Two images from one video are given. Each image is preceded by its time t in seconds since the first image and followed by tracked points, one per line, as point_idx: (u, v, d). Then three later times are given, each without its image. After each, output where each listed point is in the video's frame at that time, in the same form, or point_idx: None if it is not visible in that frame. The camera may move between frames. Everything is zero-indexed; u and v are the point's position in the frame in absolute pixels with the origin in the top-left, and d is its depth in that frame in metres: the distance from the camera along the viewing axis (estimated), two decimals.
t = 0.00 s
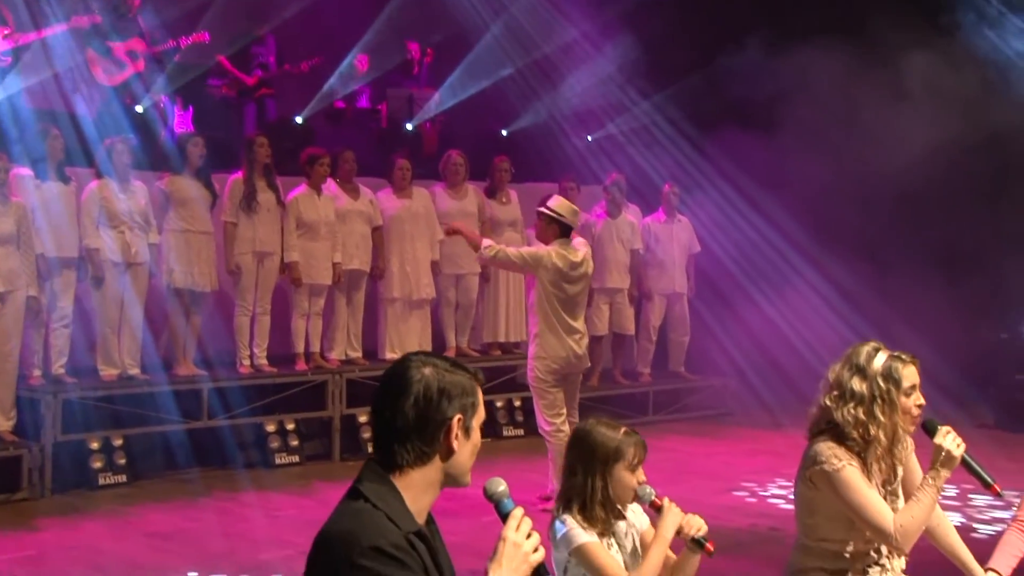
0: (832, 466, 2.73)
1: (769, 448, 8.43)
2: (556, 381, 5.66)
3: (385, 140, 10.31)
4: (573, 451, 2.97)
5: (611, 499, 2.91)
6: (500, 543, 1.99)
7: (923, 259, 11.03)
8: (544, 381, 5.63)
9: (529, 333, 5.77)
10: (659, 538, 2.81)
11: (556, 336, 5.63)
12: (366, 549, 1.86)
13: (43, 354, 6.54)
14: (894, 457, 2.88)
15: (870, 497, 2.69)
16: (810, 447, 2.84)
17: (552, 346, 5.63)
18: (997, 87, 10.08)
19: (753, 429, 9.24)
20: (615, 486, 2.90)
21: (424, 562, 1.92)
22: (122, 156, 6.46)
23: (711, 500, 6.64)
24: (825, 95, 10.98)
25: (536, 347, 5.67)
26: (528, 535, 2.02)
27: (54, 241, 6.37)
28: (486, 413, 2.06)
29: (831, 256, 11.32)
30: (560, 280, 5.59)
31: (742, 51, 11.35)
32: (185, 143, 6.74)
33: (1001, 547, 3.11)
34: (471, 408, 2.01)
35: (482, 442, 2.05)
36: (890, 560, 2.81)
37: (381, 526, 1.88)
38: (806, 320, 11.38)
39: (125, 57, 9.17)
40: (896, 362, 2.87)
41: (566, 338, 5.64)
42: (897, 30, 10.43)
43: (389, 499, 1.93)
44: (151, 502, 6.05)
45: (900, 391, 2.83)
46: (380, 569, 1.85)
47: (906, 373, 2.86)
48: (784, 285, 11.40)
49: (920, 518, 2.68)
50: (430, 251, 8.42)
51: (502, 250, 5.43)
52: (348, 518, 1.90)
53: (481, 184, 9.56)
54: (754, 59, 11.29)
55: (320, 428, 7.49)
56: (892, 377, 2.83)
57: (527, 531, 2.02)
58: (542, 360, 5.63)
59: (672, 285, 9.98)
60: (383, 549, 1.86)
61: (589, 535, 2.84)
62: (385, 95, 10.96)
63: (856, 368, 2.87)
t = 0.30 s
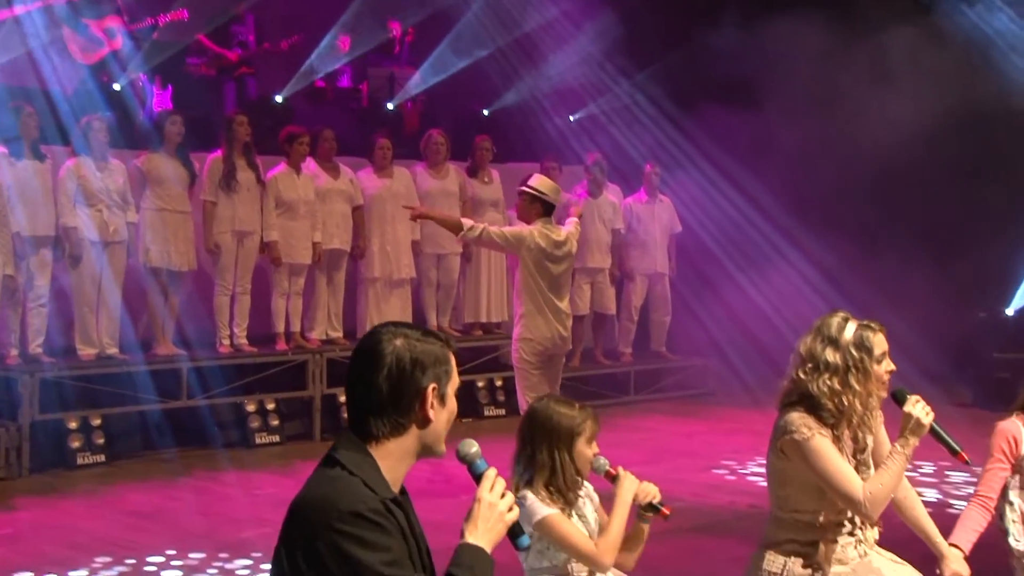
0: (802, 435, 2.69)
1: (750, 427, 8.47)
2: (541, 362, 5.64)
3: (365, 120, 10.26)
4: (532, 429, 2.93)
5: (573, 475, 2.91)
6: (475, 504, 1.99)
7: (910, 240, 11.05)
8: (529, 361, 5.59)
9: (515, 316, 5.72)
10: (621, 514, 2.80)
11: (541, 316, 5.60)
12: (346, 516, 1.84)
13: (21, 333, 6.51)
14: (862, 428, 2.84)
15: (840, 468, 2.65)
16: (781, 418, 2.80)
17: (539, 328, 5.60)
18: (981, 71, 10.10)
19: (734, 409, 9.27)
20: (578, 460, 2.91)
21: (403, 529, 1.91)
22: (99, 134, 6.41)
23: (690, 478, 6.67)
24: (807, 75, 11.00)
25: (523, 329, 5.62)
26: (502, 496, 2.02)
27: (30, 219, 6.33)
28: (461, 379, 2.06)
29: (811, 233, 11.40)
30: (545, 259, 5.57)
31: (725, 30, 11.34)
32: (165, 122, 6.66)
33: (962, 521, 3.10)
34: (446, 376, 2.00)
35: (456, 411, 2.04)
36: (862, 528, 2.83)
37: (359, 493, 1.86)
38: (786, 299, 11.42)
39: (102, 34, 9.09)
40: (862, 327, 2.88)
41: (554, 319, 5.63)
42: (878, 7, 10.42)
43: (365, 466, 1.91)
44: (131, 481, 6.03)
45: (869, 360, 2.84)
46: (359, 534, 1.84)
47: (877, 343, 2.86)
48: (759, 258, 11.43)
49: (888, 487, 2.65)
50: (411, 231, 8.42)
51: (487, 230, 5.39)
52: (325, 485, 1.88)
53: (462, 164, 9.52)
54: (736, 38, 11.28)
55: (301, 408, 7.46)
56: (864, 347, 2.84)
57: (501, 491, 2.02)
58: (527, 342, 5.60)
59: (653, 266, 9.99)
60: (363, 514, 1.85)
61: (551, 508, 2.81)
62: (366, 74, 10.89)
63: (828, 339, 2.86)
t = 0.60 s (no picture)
0: (767, 405, 2.72)
1: (730, 409, 8.49)
2: (527, 343, 5.61)
3: (345, 102, 10.20)
4: (484, 410, 2.94)
5: (525, 454, 2.90)
6: (443, 477, 2.00)
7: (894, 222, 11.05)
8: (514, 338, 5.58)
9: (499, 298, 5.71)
10: (575, 489, 2.81)
11: (526, 297, 5.57)
12: (320, 484, 1.82)
13: None
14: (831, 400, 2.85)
15: (805, 436, 2.67)
16: (746, 389, 2.82)
17: (524, 309, 5.57)
18: (971, 52, 10.10)
19: (714, 391, 9.29)
20: (529, 438, 2.90)
21: (377, 497, 1.89)
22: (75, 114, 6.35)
23: (669, 459, 6.69)
24: (789, 57, 11.02)
25: (507, 309, 5.60)
26: (468, 470, 2.04)
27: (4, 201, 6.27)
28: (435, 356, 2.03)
29: (796, 218, 11.36)
30: (527, 239, 5.54)
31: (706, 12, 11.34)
32: (141, 101, 6.63)
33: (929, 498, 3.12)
34: (423, 351, 1.98)
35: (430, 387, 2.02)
36: (832, 503, 2.81)
37: (332, 462, 1.84)
38: (766, 281, 11.28)
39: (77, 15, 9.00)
40: (824, 298, 2.88)
41: (541, 299, 5.59)
42: None
43: (340, 437, 1.89)
44: (108, 463, 6.00)
45: (833, 331, 2.84)
46: (334, 502, 1.81)
47: (840, 314, 2.86)
48: (740, 240, 11.36)
49: (852, 454, 2.67)
50: (391, 213, 8.35)
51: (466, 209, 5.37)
52: (298, 455, 1.85)
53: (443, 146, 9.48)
54: (717, 20, 11.29)
55: (280, 391, 7.43)
56: (828, 319, 2.84)
57: (468, 465, 2.03)
58: (512, 323, 5.57)
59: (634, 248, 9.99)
60: (336, 482, 1.82)
61: (505, 484, 2.81)
62: (345, 56, 10.82)
63: (791, 313, 2.85)
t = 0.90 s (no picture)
0: (732, 376, 2.73)
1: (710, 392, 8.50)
2: (516, 331, 5.43)
3: (323, 86, 10.11)
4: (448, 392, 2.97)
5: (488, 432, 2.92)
6: (408, 462, 1.99)
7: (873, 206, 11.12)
8: (503, 323, 5.39)
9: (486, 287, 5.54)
10: (524, 475, 2.72)
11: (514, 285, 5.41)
12: (291, 458, 1.80)
13: None
14: (789, 373, 2.85)
15: (769, 407, 2.68)
16: (712, 365, 2.83)
17: (512, 295, 5.40)
18: (953, 36, 10.11)
19: (694, 375, 9.30)
20: (489, 416, 2.90)
21: (348, 475, 1.88)
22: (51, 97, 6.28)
23: (648, 442, 6.71)
24: (770, 42, 11.04)
25: (496, 296, 5.43)
26: (433, 456, 2.03)
27: None
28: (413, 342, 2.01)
29: (772, 202, 11.49)
30: (509, 228, 5.44)
31: None
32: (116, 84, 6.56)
33: (902, 473, 3.12)
34: (402, 337, 1.96)
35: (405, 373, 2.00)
36: (801, 481, 2.83)
37: (304, 437, 1.83)
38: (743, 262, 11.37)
39: None
40: (792, 275, 2.88)
41: (533, 286, 5.43)
42: None
43: (311, 412, 1.88)
44: (84, 448, 5.96)
45: (795, 306, 2.83)
46: (305, 477, 1.80)
47: (801, 289, 2.86)
48: (718, 224, 11.46)
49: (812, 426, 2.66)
50: (369, 198, 8.32)
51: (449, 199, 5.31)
52: (269, 430, 1.84)
53: (423, 130, 9.43)
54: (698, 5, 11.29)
55: (258, 375, 7.40)
56: (792, 295, 2.83)
57: (433, 453, 2.02)
58: (500, 312, 5.39)
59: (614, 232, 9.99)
60: (308, 456, 1.81)
61: (473, 463, 2.83)
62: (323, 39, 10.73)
63: (751, 291, 2.85)
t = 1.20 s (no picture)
0: (697, 355, 2.74)
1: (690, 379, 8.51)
2: (508, 324, 5.54)
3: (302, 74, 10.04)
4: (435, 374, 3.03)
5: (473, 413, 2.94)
6: (377, 454, 1.97)
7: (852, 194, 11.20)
8: (492, 315, 5.49)
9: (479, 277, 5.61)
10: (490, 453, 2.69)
11: (506, 278, 5.48)
12: (265, 436, 1.80)
13: None
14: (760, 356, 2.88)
15: (730, 388, 2.70)
16: (678, 346, 2.85)
17: (505, 289, 5.48)
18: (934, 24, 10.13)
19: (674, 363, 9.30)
20: (474, 394, 2.95)
21: (322, 456, 1.88)
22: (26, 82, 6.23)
23: (628, 428, 6.71)
24: (751, 30, 11.01)
25: (488, 287, 5.50)
26: (403, 449, 2.01)
27: None
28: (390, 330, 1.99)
29: (753, 188, 11.54)
30: (503, 221, 5.49)
31: None
32: (92, 70, 6.50)
33: (877, 454, 3.13)
34: (380, 321, 1.94)
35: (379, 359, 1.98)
36: (773, 461, 2.87)
37: (279, 416, 1.82)
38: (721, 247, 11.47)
39: None
40: (762, 259, 2.88)
41: (525, 281, 5.51)
42: None
43: (286, 391, 1.87)
44: (61, 435, 5.94)
45: (757, 289, 2.83)
46: (279, 456, 1.80)
47: (763, 272, 2.85)
48: (697, 211, 11.55)
49: (774, 404, 2.67)
50: (349, 184, 8.25)
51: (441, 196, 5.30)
52: (243, 408, 1.83)
53: (403, 117, 9.38)
54: None
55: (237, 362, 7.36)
56: (762, 277, 2.84)
57: (402, 446, 2.00)
58: (490, 305, 5.49)
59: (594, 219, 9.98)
60: (282, 435, 1.81)
61: (457, 441, 2.86)
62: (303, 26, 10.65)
63: (712, 271, 2.87)
